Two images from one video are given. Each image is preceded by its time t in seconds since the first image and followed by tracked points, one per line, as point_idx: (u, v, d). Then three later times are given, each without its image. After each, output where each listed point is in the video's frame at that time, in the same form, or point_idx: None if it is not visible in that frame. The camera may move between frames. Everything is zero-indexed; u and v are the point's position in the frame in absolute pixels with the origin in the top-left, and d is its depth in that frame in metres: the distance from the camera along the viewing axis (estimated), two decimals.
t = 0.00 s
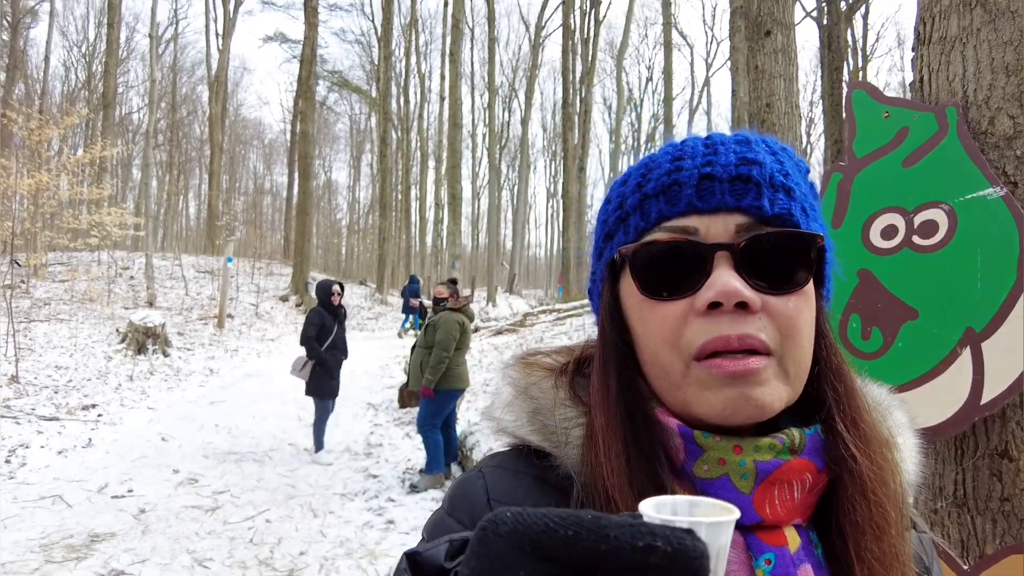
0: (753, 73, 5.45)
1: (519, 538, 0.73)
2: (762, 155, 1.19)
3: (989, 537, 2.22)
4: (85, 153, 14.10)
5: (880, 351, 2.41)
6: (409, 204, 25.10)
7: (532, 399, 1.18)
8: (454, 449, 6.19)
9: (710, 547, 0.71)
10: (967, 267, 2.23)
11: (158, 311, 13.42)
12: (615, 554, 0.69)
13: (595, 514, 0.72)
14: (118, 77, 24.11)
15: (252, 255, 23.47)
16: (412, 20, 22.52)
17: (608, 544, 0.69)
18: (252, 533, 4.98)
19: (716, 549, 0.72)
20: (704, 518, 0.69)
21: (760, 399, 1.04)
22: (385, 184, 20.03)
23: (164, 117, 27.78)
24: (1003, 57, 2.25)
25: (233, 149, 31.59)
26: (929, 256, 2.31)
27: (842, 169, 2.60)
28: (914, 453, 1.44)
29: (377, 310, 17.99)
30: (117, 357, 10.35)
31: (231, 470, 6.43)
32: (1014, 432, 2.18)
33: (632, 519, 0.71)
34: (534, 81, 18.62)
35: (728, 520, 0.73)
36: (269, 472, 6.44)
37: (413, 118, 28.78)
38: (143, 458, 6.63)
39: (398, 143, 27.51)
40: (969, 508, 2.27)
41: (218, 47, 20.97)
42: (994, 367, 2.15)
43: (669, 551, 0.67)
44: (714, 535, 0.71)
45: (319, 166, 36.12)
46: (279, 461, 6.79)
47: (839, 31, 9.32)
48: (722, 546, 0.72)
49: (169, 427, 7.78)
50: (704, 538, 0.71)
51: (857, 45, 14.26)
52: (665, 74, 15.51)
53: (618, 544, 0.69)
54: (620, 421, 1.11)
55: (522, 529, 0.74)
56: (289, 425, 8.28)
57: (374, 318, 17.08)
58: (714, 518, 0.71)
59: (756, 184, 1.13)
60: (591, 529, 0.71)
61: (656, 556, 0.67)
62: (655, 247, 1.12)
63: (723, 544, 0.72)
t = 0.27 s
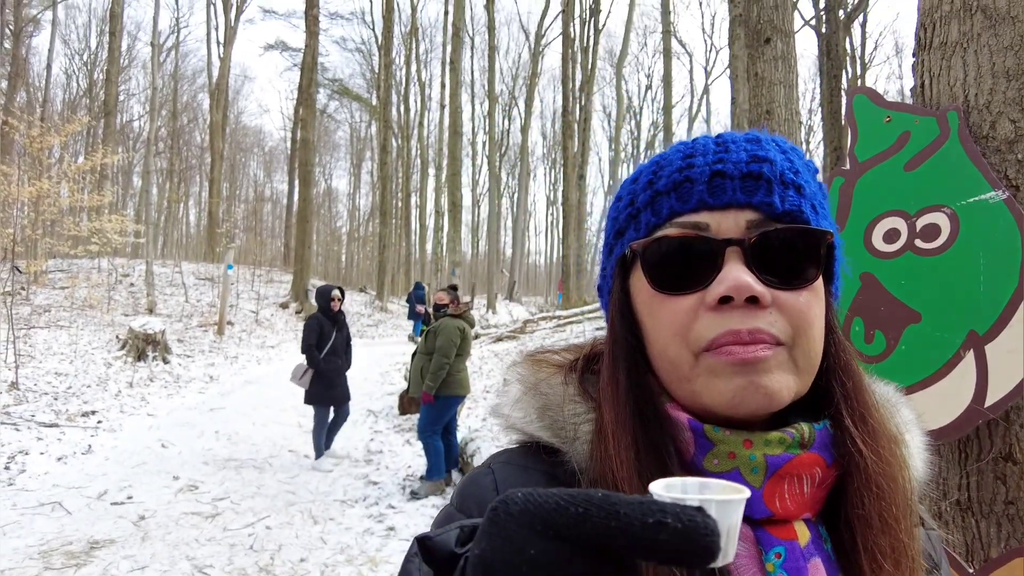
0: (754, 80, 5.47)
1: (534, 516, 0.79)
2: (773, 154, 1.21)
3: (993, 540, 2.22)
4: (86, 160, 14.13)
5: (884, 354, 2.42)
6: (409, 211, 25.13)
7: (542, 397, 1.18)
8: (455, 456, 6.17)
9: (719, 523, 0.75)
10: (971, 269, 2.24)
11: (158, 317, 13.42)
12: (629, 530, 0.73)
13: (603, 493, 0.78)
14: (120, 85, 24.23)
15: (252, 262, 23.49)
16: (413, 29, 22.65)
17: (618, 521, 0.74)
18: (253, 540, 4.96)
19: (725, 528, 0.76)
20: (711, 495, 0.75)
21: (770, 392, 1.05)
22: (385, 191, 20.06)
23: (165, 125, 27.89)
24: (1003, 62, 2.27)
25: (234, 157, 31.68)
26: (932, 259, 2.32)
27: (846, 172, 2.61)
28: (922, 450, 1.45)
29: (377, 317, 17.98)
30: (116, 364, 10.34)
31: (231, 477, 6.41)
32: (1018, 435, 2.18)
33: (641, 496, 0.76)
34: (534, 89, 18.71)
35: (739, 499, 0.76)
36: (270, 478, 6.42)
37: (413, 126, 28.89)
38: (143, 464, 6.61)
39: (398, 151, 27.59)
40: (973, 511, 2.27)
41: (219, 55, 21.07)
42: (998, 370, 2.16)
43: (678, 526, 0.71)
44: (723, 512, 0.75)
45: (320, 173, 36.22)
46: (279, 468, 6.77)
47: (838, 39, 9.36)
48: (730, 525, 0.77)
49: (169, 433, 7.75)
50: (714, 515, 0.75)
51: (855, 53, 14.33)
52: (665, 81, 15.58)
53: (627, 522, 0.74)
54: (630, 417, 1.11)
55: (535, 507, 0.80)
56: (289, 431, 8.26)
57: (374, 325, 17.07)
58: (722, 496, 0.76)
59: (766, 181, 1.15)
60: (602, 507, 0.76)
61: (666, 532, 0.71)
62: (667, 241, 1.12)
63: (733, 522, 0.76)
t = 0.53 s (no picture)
0: (753, 83, 5.45)
1: (520, 501, 0.81)
2: (772, 156, 1.22)
3: (993, 543, 2.22)
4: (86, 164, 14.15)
5: (884, 356, 2.42)
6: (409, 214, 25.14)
7: (544, 399, 1.19)
8: (455, 459, 6.16)
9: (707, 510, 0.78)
10: (970, 272, 2.25)
11: (157, 321, 13.42)
12: (618, 514, 0.75)
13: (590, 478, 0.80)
14: (120, 89, 24.29)
15: (252, 265, 23.50)
16: (412, 33, 22.71)
17: (604, 505, 0.76)
18: (252, 544, 4.96)
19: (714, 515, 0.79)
20: (702, 481, 0.77)
21: (769, 394, 1.06)
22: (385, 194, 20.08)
23: (165, 128, 27.94)
24: (1001, 66, 2.28)
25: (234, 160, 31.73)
26: (931, 262, 2.33)
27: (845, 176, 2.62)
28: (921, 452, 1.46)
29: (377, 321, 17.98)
30: (116, 367, 10.34)
31: (230, 481, 6.40)
32: (1017, 437, 2.19)
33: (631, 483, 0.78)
34: (534, 93, 18.76)
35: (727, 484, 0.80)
36: (269, 482, 6.41)
37: (413, 129, 28.92)
38: (143, 468, 6.61)
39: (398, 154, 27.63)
40: (973, 513, 2.27)
41: (219, 59, 21.13)
42: (998, 373, 2.16)
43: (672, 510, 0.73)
44: (711, 499, 0.78)
45: (320, 177, 36.27)
46: (279, 471, 6.76)
47: (837, 42, 9.38)
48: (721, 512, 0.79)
49: (168, 437, 7.74)
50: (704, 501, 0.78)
51: (854, 56, 14.37)
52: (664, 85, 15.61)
53: (614, 504, 0.76)
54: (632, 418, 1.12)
55: (523, 492, 0.82)
56: (289, 435, 8.26)
57: (374, 328, 17.07)
58: (711, 484, 0.79)
59: (766, 183, 1.15)
60: (589, 490, 0.78)
61: (653, 518, 0.73)
62: (667, 243, 1.13)
63: (721, 509, 0.79)
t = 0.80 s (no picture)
0: (753, 84, 5.43)
1: (468, 456, 0.86)
2: (766, 157, 1.18)
3: (996, 547, 2.21)
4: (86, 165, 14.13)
5: (884, 360, 2.41)
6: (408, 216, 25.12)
7: (541, 405, 1.22)
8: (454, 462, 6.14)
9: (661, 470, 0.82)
10: (972, 275, 2.24)
11: (157, 323, 13.40)
12: (567, 467, 0.79)
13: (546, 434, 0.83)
14: (120, 91, 24.28)
15: (251, 267, 23.48)
16: (412, 35, 22.71)
17: (547, 456, 0.79)
18: (252, 546, 4.94)
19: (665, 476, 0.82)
20: (658, 438, 0.82)
21: (755, 403, 1.03)
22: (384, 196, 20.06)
23: (165, 130, 27.94)
24: (1003, 67, 2.27)
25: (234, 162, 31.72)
26: (932, 265, 2.32)
27: (845, 178, 2.59)
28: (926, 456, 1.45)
29: (376, 323, 17.96)
30: (115, 369, 10.32)
31: (229, 483, 6.38)
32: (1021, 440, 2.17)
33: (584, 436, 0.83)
34: (533, 95, 18.76)
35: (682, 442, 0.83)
36: (269, 484, 6.39)
37: (412, 131, 28.91)
38: (141, 470, 6.59)
39: (398, 156, 27.63)
40: (976, 517, 2.26)
41: (219, 61, 21.12)
42: (1001, 375, 2.15)
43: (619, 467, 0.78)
44: (667, 457, 0.82)
45: (319, 179, 36.26)
46: (278, 474, 6.74)
47: (837, 44, 9.36)
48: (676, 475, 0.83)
49: (167, 439, 7.73)
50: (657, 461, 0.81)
51: (853, 58, 14.37)
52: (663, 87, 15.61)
53: (559, 454, 0.80)
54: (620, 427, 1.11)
55: (473, 450, 0.86)
56: (288, 437, 8.23)
57: (374, 330, 17.06)
58: (668, 443, 0.83)
59: (757, 186, 1.12)
60: (533, 444, 0.81)
61: (598, 469, 0.78)
62: (653, 250, 1.11)
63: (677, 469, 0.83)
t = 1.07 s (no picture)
0: (752, 85, 5.41)
1: None
2: (747, 153, 1.15)
3: (993, 548, 2.20)
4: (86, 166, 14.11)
5: (881, 361, 2.40)
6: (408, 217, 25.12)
7: (513, 413, 1.16)
8: (452, 462, 6.13)
9: None
10: (969, 276, 2.23)
11: (156, 324, 13.38)
12: None
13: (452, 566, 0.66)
14: (120, 91, 24.26)
15: (251, 268, 23.47)
16: (412, 36, 22.72)
17: None
18: (249, 547, 4.92)
19: None
20: None
21: (714, 408, 1.02)
22: (384, 197, 20.05)
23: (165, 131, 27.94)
24: (1001, 66, 2.26)
25: (233, 162, 31.71)
26: (930, 265, 2.30)
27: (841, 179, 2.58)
28: (917, 462, 1.41)
29: (376, 323, 17.94)
30: (114, 370, 10.29)
31: (227, 484, 6.36)
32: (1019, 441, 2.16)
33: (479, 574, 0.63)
34: (533, 95, 18.76)
35: None
36: (266, 485, 6.37)
37: (412, 132, 28.90)
38: (139, 471, 6.57)
39: (397, 157, 27.63)
40: (974, 519, 2.25)
41: (218, 62, 21.11)
42: (998, 377, 2.14)
43: None
44: None
45: (319, 179, 36.26)
46: (276, 475, 6.72)
47: (836, 45, 9.35)
48: None
49: (165, 440, 7.71)
50: None
51: (853, 59, 14.37)
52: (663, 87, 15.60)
53: None
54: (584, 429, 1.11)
55: None
56: (286, 438, 8.21)
57: (373, 331, 17.04)
58: None
59: (732, 184, 1.09)
60: None
61: None
62: (621, 250, 1.11)
63: None
